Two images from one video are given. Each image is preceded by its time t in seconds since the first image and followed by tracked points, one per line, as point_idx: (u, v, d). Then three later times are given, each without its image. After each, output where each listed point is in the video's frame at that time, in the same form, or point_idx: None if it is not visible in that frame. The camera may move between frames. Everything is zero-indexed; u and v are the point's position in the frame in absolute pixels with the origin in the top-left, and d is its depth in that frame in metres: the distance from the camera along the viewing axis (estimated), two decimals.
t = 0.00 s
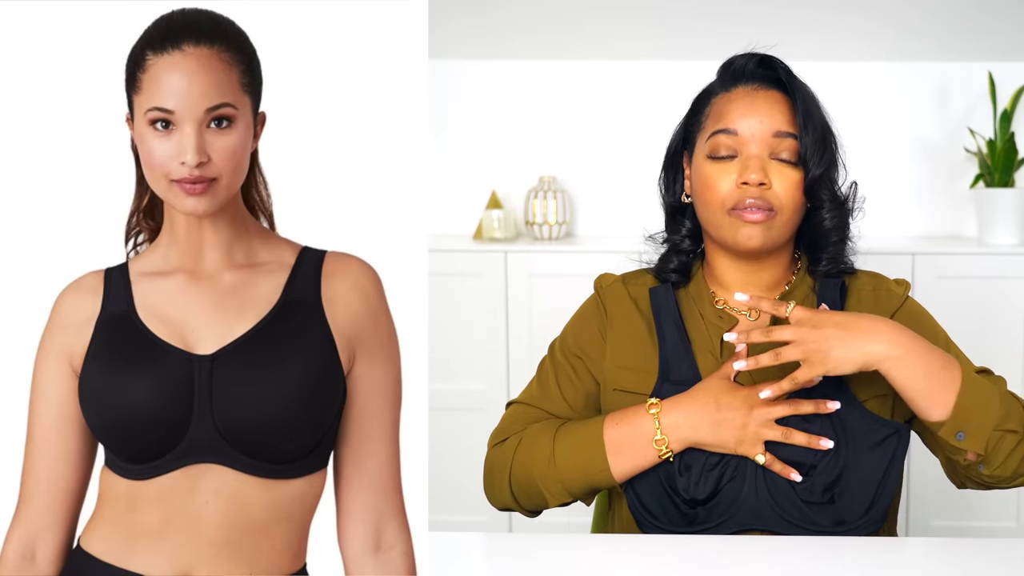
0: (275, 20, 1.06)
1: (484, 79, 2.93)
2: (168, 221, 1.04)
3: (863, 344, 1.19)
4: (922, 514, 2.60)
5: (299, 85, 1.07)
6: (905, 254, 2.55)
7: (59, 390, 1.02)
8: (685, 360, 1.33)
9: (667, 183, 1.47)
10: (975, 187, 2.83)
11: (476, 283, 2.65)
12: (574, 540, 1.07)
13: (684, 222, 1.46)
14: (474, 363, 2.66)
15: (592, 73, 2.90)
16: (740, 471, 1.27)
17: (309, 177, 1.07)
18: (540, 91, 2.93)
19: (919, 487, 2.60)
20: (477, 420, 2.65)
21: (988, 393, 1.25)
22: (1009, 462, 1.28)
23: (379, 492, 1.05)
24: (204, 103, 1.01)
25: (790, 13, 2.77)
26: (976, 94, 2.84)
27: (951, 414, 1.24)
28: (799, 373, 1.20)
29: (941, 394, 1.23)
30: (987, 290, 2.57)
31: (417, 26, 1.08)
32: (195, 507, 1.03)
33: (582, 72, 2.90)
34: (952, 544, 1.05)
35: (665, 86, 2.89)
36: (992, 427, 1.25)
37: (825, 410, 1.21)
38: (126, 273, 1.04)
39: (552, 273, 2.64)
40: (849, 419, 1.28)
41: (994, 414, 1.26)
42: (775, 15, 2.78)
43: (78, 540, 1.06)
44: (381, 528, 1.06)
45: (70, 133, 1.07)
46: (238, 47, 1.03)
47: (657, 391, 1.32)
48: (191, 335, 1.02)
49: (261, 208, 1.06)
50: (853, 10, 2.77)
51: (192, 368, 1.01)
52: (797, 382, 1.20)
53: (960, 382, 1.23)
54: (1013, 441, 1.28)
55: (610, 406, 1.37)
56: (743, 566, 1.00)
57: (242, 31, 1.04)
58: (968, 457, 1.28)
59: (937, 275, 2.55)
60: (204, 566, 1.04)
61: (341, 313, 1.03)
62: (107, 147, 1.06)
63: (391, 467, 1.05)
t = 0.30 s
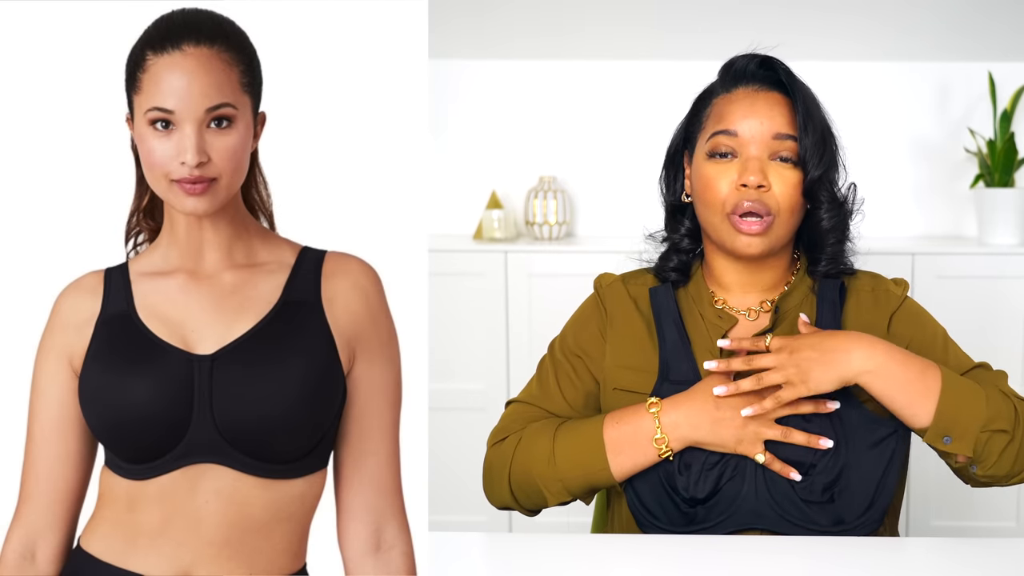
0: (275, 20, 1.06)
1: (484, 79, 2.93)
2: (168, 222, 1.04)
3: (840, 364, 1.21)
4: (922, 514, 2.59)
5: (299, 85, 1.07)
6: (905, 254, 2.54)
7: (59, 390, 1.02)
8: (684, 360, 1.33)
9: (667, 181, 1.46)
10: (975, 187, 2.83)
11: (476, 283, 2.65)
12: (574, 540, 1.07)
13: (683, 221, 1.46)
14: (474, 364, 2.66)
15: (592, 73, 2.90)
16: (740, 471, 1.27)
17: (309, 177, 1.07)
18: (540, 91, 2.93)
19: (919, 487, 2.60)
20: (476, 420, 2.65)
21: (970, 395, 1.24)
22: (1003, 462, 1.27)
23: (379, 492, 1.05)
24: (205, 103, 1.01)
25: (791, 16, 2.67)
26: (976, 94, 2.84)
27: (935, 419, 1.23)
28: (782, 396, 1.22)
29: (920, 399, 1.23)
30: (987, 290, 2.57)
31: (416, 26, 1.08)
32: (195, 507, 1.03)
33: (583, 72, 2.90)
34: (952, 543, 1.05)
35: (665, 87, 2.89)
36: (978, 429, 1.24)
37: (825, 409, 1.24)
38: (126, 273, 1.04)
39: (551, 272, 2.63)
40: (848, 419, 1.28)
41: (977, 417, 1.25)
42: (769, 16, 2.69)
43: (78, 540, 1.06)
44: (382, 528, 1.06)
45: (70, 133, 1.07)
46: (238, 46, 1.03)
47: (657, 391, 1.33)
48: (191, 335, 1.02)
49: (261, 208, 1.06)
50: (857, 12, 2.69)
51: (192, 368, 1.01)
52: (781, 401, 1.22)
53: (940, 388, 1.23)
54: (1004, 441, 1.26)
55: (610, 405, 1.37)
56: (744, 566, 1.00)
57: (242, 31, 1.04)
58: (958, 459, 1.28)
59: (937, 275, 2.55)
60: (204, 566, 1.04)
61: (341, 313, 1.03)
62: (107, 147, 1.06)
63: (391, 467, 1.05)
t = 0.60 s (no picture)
0: (275, 20, 1.06)
1: (484, 79, 2.93)
2: (168, 222, 1.04)
3: (909, 346, 1.19)
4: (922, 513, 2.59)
5: (299, 85, 1.07)
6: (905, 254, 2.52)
7: (59, 390, 1.02)
8: (681, 359, 1.33)
9: (665, 179, 1.45)
10: (974, 187, 2.83)
11: (477, 283, 2.65)
12: (574, 540, 1.07)
13: (681, 220, 1.46)
14: (474, 364, 2.65)
15: (593, 73, 2.88)
16: (737, 468, 1.27)
17: (309, 177, 1.07)
18: (540, 91, 2.92)
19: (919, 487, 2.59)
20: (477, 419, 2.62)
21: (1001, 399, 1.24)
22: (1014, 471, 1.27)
23: (379, 492, 1.05)
24: (205, 103, 1.00)
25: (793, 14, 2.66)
26: (976, 94, 2.84)
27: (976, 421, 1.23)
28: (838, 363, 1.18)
29: (969, 402, 1.22)
30: (987, 289, 2.57)
31: (417, 26, 1.08)
32: (195, 507, 1.03)
33: (583, 72, 2.89)
34: (952, 543, 1.05)
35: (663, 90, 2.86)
36: (1007, 434, 1.24)
37: (821, 406, 1.20)
38: (126, 273, 1.04)
39: (552, 272, 2.63)
40: (845, 415, 1.28)
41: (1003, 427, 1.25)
42: (775, 15, 2.68)
43: (78, 540, 1.06)
44: (382, 528, 1.06)
45: (70, 133, 1.07)
46: (238, 47, 1.03)
47: (653, 390, 1.33)
48: (191, 335, 1.02)
49: (261, 208, 1.06)
50: (852, 9, 2.69)
51: (192, 368, 1.01)
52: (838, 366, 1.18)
53: (985, 395, 1.23)
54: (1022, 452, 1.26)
55: (608, 406, 1.37)
56: (744, 567, 1.00)
57: (242, 31, 1.04)
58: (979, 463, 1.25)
59: (937, 275, 2.54)
60: (204, 566, 1.04)
61: (341, 313, 1.03)
62: (107, 147, 1.06)
63: (391, 466, 1.05)
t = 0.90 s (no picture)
0: (275, 20, 1.06)
1: (484, 79, 2.92)
2: (168, 222, 1.04)
3: (942, 365, 1.18)
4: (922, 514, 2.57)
5: (299, 85, 1.07)
6: (905, 254, 2.50)
7: (60, 390, 1.02)
8: (680, 361, 1.33)
9: (661, 180, 1.46)
10: (975, 187, 2.82)
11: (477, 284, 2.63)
12: (573, 540, 1.07)
13: (678, 220, 1.47)
14: (474, 364, 2.63)
15: (592, 73, 2.88)
16: (738, 469, 1.27)
17: (309, 177, 1.07)
18: (540, 91, 2.92)
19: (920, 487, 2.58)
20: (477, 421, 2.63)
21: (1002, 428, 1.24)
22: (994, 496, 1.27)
23: (379, 492, 1.05)
24: (205, 103, 1.00)
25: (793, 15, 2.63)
26: (976, 95, 2.82)
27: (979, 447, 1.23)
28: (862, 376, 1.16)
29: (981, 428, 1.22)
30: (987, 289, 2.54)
31: (416, 26, 1.08)
32: (195, 507, 1.03)
33: (583, 72, 2.88)
34: (953, 542, 1.05)
35: (663, 86, 2.86)
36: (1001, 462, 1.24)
37: (821, 406, 1.19)
38: (126, 273, 1.04)
39: (552, 273, 2.61)
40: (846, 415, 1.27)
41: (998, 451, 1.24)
42: (775, 16, 2.65)
43: (78, 540, 1.06)
44: (382, 528, 1.06)
45: (70, 133, 1.07)
46: (238, 47, 1.03)
47: (652, 393, 1.32)
48: (191, 335, 1.02)
49: (261, 207, 1.06)
50: (852, 10, 2.65)
51: (192, 368, 1.01)
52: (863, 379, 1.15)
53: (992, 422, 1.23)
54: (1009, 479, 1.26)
55: (609, 410, 1.37)
56: (744, 567, 1.00)
57: (242, 31, 1.04)
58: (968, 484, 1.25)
59: (937, 275, 2.52)
60: (204, 566, 1.04)
61: (341, 313, 1.03)
62: (107, 147, 1.06)
63: (391, 466, 1.06)
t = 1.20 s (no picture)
0: (276, 20, 1.06)
1: (484, 79, 2.91)
2: (168, 222, 1.04)
3: (972, 384, 1.24)
4: (923, 515, 2.56)
5: (299, 86, 1.07)
6: (905, 254, 2.50)
7: (60, 390, 1.02)
8: (677, 363, 1.32)
9: (661, 181, 1.47)
10: (975, 187, 2.80)
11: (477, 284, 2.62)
12: (573, 540, 1.07)
13: (678, 220, 1.46)
14: (474, 364, 2.62)
15: (592, 73, 2.87)
16: (736, 471, 1.27)
17: (309, 177, 1.07)
18: (540, 91, 2.91)
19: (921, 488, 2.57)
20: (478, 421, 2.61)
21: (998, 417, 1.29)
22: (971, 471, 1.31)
23: (379, 492, 1.05)
24: (205, 103, 1.00)
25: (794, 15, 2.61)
26: (976, 94, 2.81)
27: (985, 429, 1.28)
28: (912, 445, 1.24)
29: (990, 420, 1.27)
30: (985, 290, 2.53)
31: (417, 26, 1.08)
32: (195, 506, 1.03)
33: (583, 72, 2.87)
34: (952, 541, 1.05)
35: (664, 86, 2.85)
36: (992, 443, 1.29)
37: (817, 408, 1.20)
38: (126, 273, 1.04)
39: (552, 273, 2.61)
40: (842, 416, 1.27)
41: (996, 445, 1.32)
42: (774, 16, 2.64)
43: (78, 540, 1.06)
44: (382, 528, 1.06)
45: (71, 133, 1.07)
46: (238, 47, 1.03)
47: (650, 397, 1.32)
48: (191, 335, 1.02)
49: (261, 207, 1.06)
50: (852, 10, 2.65)
51: (192, 368, 1.01)
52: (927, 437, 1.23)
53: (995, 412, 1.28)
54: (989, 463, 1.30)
55: (605, 412, 1.36)
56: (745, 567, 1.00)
57: (242, 31, 1.04)
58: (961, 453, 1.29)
59: (937, 275, 2.51)
60: (204, 566, 1.04)
61: (341, 313, 1.03)
62: (107, 146, 1.06)
63: (391, 466, 1.05)
